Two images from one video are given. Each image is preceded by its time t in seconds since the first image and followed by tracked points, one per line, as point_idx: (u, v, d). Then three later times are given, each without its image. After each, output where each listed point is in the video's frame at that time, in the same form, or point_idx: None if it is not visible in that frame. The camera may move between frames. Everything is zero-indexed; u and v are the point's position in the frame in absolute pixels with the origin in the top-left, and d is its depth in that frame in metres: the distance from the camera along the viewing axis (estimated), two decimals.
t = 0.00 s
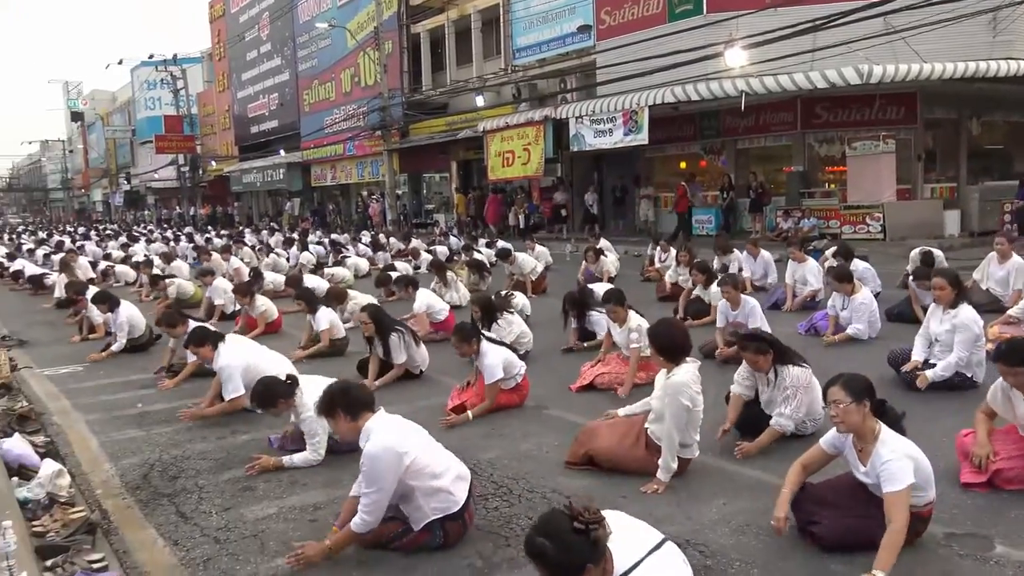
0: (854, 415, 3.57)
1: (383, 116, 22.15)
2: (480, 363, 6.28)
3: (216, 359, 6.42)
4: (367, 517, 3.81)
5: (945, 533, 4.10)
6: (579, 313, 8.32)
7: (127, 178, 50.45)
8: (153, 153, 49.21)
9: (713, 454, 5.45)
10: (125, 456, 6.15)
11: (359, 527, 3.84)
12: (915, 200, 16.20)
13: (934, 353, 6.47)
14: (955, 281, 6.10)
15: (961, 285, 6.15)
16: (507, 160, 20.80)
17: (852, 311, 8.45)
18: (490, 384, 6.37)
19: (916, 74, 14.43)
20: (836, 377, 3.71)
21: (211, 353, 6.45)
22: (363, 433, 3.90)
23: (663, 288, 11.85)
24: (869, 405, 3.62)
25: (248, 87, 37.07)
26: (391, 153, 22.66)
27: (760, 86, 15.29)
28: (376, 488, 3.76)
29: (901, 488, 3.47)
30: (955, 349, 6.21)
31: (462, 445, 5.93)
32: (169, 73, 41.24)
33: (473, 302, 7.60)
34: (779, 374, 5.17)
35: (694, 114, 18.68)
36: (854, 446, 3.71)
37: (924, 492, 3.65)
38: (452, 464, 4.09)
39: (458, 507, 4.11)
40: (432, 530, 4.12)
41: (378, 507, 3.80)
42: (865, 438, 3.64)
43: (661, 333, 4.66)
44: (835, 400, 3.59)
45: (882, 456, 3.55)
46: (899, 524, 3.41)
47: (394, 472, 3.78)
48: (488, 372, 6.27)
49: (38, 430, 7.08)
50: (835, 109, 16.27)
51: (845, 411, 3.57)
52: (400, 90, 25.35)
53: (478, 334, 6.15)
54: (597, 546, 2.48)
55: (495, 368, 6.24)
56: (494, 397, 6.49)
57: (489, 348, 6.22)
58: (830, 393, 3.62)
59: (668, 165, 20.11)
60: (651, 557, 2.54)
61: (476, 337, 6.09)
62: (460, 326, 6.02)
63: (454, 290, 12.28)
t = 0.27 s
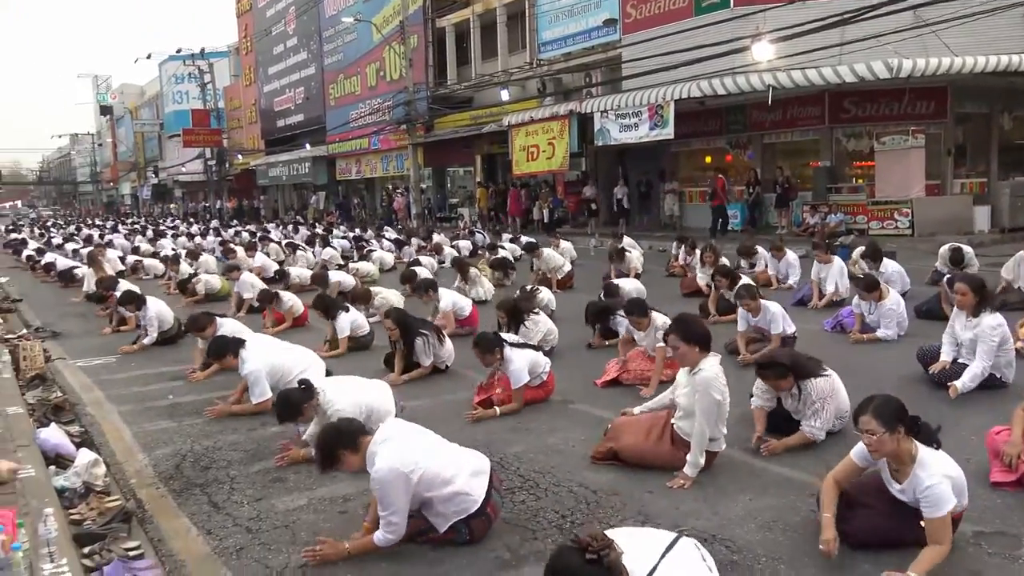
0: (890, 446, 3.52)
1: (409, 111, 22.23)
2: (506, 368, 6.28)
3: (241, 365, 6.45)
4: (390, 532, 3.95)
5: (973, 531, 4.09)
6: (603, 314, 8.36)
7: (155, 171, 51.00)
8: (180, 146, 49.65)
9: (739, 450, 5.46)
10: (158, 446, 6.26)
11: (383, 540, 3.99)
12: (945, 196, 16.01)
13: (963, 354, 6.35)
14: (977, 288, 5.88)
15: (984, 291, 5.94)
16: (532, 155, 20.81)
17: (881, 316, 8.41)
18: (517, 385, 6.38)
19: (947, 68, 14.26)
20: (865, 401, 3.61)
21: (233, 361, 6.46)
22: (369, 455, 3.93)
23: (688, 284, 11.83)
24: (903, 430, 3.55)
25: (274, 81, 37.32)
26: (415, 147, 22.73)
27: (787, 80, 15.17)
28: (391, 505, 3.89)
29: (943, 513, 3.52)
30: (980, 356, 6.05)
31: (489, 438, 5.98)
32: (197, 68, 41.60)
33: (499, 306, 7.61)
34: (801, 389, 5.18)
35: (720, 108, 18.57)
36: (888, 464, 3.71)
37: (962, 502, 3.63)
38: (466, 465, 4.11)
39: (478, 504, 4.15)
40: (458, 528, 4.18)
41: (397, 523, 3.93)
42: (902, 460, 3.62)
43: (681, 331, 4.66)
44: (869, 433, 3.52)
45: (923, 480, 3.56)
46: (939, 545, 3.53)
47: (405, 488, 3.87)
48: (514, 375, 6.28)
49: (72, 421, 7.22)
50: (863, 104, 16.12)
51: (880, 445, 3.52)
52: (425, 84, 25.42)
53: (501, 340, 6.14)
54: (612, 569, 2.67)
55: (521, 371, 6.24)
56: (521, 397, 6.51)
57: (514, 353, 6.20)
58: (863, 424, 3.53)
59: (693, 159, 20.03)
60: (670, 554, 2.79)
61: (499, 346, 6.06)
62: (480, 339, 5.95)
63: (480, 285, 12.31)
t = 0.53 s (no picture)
0: (913, 474, 3.51)
1: (422, 107, 22.27)
2: (520, 366, 6.30)
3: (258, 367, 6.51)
4: (407, 537, 4.06)
5: (986, 529, 4.10)
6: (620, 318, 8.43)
7: (170, 167, 51.30)
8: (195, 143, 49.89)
9: (751, 447, 5.48)
10: (175, 440, 6.34)
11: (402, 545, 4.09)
12: (960, 193, 15.91)
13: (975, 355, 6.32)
14: (988, 300, 5.82)
15: (995, 300, 5.89)
16: (545, 151, 20.83)
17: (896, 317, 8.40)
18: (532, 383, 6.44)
19: (963, 64, 14.18)
20: (885, 432, 3.54)
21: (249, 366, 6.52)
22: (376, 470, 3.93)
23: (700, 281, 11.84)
24: (925, 456, 3.53)
25: (288, 78, 37.46)
26: (429, 144, 22.79)
27: (802, 77, 15.11)
28: (404, 514, 3.97)
29: (964, 532, 3.57)
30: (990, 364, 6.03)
31: (502, 434, 6.02)
32: (211, 64, 41.82)
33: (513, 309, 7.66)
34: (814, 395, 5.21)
35: (734, 105, 18.52)
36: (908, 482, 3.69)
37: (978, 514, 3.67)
38: (472, 465, 4.14)
39: (489, 501, 4.19)
40: (471, 526, 4.23)
41: (412, 529, 4.03)
42: (926, 482, 3.60)
43: (683, 329, 4.74)
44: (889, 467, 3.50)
45: (947, 502, 3.56)
46: (957, 558, 3.59)
47: (415, 498, 3.93)
48: (529, 374, 6.33)
49: (91, 415, 7.32)
50: (878, 101, 16.01)
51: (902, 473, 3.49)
52: (439, 81, 25.45)
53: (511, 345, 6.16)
54: None
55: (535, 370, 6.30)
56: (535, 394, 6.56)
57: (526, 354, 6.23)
58: (883, 460, 3.50)
59: (707, 156, 20.01)
60: (666, 555, 2.72)
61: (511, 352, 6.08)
62: (491, 349, 5.89)
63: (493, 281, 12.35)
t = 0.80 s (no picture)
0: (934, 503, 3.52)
1: (434, 106, 22.30)
2: (531, 366, 6.35)
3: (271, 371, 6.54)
4: (421, 540, 4.12)
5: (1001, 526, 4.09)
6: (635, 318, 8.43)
7: (184, 167, 51.54)
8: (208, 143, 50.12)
9: (764, 444, 5.48)
10: (191, 438, 6.39)
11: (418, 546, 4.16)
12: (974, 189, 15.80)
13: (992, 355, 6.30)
14: (1003, 315, 5.72)
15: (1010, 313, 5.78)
16: (557, 149, 20.82)
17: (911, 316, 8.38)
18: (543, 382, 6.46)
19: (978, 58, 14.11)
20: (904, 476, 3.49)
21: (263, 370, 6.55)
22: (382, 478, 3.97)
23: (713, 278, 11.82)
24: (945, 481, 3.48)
25: (300, 77, 37.58)
26: (441, 143, 22.81)
27: (815, 74, 15.02)
28: (416, 520, 4.04)
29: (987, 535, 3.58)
30: (1008, 371, 6.03)
31: (516, 432, 6.04)
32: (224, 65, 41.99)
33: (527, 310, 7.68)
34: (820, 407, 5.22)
35: (746, 102, 18.47)
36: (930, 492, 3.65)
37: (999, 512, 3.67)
38: (480, 466, 4.16)
39: (500, 499, 4.21)
40: (484, 525, 4.24)
41: (425, 533, 4.10)
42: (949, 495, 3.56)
43: (683, 329, 4.71)
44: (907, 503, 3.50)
45: (972, 508, 3.54)
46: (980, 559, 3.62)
47: (423, 503, 3.98)
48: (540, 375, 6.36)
49: (108, 413, 7.38)
50: (892, 96, 15.96)
51: (926, 503, 3.44)
52: (450, 79, 25.47)
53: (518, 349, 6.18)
54: None
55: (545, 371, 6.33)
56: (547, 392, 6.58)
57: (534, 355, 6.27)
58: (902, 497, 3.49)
59: (719, 154, 19.95)
60: (672, 558, 2.67)
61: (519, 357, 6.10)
62: (500, 358, 5.93)
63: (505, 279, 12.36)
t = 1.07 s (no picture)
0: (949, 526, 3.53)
1: (447, 108, 22.34)
2: (542, 372, 6.32)
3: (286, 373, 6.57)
4: (434, 547, 4.15)
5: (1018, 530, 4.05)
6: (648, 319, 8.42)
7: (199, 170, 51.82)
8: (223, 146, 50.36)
9: (779, 448, 5.45)
10: (206, 440, 6.43)
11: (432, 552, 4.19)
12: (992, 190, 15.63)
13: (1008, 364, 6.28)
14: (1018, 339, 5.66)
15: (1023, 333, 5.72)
16: (570, 151, 20.81)
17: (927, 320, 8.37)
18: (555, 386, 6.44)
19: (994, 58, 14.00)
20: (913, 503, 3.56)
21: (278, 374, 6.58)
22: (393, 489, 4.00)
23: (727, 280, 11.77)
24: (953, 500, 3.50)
25: (314, 80, 37.73)
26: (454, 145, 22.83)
27: (829, 74, 14.94)
28: (428, 528, 4.06)
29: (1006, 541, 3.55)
30: None
31: (528, 435, 6.04)
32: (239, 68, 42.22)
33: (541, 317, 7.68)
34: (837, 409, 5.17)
35: (760, 103, 18.40)
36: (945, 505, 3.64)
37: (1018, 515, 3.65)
38: (490, 475, 4.16)
39: (511, 504, 4.21)
40: (495, 531, 4.24)
41: (438, 540, 4.12)
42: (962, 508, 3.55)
43: (676, 352, 4.68)
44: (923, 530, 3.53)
45: (987, 517, 3.52)
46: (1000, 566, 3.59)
47: (435, 512, 4.00)
48: (552, 379, 6.34)
49: (124, 415, 7.43)
50: (908, 97, 15.89)
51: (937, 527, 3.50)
52: (464, 82, 25.51)
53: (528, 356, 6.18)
54: None
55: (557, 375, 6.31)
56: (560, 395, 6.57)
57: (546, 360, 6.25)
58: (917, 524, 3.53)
59: (733, 155, 19.89)
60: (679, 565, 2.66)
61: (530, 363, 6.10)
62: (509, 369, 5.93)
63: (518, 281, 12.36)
